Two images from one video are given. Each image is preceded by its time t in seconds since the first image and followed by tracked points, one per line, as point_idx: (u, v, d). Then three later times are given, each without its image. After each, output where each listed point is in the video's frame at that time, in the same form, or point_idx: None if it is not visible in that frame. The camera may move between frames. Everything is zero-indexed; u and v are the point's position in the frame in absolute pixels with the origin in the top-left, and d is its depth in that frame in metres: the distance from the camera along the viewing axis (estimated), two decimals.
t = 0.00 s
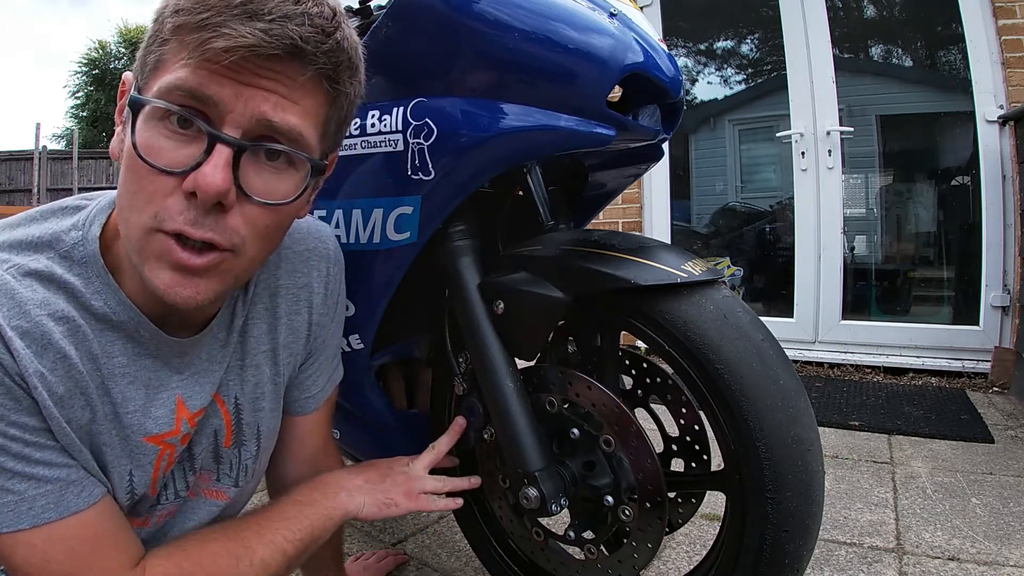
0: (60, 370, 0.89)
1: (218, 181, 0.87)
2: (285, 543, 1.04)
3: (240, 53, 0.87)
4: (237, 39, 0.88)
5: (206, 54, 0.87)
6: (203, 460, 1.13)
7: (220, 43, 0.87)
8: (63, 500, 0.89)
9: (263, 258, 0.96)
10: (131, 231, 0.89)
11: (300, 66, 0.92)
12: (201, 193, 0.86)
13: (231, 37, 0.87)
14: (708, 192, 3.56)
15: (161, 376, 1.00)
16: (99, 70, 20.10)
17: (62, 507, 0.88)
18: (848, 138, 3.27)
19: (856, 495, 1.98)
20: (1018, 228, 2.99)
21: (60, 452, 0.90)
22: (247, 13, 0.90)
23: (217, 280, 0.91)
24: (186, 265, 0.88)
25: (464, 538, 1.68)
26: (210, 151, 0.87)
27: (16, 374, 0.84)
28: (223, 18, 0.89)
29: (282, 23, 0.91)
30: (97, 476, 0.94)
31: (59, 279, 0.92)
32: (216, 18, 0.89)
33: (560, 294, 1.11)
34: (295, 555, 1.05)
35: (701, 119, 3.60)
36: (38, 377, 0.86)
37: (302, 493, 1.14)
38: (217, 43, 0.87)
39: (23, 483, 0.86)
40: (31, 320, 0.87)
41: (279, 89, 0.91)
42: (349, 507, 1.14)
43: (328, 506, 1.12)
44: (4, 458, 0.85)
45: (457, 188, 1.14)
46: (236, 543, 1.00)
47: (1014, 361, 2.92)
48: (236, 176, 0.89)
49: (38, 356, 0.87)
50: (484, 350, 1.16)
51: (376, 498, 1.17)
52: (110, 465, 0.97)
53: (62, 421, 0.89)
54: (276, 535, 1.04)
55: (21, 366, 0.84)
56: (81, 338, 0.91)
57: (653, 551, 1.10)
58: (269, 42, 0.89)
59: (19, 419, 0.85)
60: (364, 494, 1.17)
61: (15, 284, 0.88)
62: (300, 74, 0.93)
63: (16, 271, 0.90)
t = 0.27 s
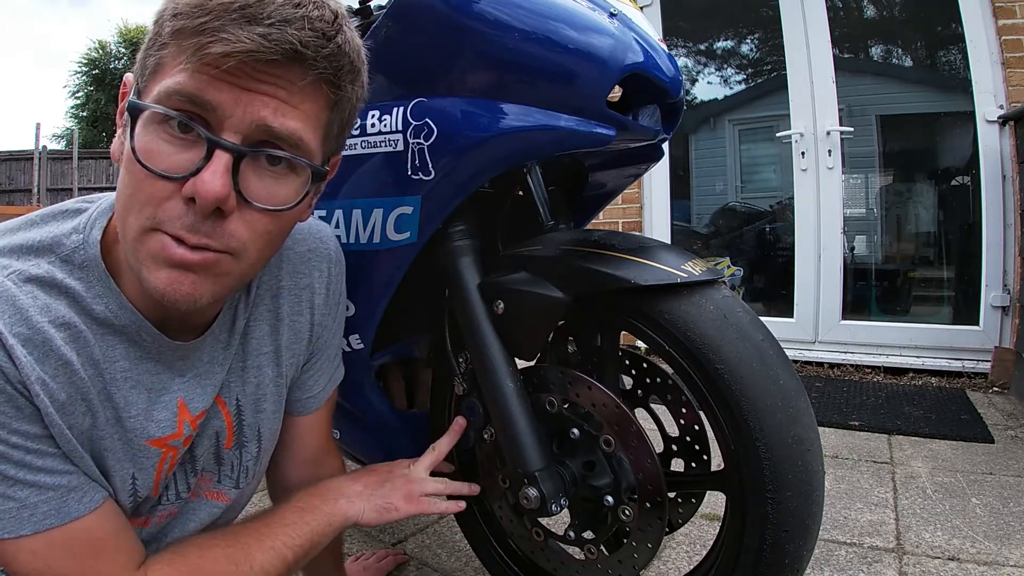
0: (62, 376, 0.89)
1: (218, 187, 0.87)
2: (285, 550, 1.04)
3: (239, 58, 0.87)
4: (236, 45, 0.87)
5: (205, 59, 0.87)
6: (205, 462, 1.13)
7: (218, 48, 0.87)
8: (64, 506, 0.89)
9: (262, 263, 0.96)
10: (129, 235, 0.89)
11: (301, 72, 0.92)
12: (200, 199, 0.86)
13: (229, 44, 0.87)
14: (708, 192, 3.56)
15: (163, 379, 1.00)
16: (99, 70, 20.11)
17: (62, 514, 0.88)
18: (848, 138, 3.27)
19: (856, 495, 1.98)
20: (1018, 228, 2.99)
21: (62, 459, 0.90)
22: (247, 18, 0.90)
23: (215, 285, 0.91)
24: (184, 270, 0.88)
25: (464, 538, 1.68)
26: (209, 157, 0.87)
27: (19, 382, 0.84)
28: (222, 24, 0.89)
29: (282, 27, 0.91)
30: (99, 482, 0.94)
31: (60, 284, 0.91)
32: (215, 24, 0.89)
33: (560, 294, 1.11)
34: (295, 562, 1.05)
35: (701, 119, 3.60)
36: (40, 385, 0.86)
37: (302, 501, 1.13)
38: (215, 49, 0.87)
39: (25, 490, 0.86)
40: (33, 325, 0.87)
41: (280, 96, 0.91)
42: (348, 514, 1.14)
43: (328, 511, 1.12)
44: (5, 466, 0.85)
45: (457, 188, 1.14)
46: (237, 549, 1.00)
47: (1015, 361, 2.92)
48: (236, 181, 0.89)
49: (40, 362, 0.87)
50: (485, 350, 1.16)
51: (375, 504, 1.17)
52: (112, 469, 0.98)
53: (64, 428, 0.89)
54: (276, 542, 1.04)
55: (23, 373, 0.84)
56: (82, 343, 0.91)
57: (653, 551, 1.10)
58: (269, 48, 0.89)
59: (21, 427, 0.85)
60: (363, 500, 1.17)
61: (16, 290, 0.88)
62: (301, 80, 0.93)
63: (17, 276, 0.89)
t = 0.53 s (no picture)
0: (54, 376, 0.89)
1: (321, 232, 0.89)
2: (279, 550, 1.03)
3: (349, 120, 0.86)
4: (312, 73, 0.83)
5: (279, 86, 0.82)
6: (204, 461, 1.13)
7: (334, 113, 0.84)
8: (55, 507, 0.89)
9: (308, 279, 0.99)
10: (207, 270, 0.86)
11: (374, 97, 0.88)
12: (304, 243, 0.88)
13: (303, 70, 0.83)
14: (708, 192, 3.56)
15: (160, 376, 1.00)
16: (99, 70, 20.11)
17: (52, 514, 0.89)
18: (848, 138, 3.27)
19: (856, 495, 1.98)
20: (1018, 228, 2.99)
21: (53, 459, 0.90)
22: (306, 34, 0.84)
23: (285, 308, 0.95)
24: (265, 300, 0.90)
25: (464, 538, 1.68)
26: (313, 203, 0.87)
27: (10, 381, 0.84)
28: (278, 36, 0.82)
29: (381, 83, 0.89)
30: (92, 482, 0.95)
31: (52, 285, 0.91)
32: (273, 37, 0.82)
33: (560, 294, 1.11)
34: (290, 562, 1.05)
35: (701, 119, 3.60)
36: (31, 383, 0.86)
37: (297, 501, 1.13)
38: (290, 76, 0.82)
39: (16, 490, 0.87)
40: (24, 326, 0.87)
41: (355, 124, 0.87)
42: (344, 514, 1.13)
43: (324, 512, 1.12)
44: None
45: (457, 188, 1.14)
46: (231, 551, 1.00)
47: (1014, 361, 2.92)
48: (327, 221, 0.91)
49: (31, 362, 0.87)
50: (484, 350, 1.16)
51: (372, 503, 1.17)
52: (107, 469, 0.98)
53: (55, 427, 0.89)
54: (270, 542, 1.03)
55: (13, 373, 0.84)
56: (76, 343, 0.91)
57: (653, 551, 1.10)
58: (372, 112, 0.88)
59: (11, 426, 0.86)
60: (360, 499, 1.17)
61: (8, 290, 0.88)
62: (374, 105, 0.89)
63: (10, 276, 0.90)
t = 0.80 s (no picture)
0: (44, 378, 0.89)
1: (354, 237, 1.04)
2: (277, 550, 1.04)
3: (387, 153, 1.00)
4: (382, 132, 0.97)
5: (360, 146, 0.96)
6: (196, 457, 1.13)
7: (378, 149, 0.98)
8: (48, 510, 0.89)
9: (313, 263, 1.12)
10: (270, 287, 0.96)
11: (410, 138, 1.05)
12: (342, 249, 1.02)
13: (382, 134, 0.97)
14: (708, 192, 3.56)
15: (151, 371, 1.00)
16: (99, 70, 20.11)
17: (46, 517, 0.89)
18: (848, 138, 3.27)
19: (856, 495, 1.98)
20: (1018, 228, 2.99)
21: (45, 462, 0.90)
22: (380, 99, 0.96)
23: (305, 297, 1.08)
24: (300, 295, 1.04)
25: (464, 538, 1.68)
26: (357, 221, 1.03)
27: None
28: (363, 105, 0.93)
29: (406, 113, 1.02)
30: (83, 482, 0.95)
31: (39, 285, 0.92)
32: (356, 105, 0.93)
33: (560, 294, 1.11)
34: (288, 561, 1.05)
35: (701, 119, 3.60)
36: (19, 387, 0.86)
37: (296, 500, 1.12)
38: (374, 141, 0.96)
39: (8, 494, 0.86)
40: (11, 329, 0.87)
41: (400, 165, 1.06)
42: (344, 513, 1.13)
43: (323, 511, 1.11)
44: None
45: (457, 188, 1.14)
46: (228, 549, 1.00)
47: (1015, 361, 2.92)
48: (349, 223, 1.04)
49: (20, 365, 0.87)
50: (484, 350, 1.16)
51: (372, 503, 1.17)
52: (99, 468, 0.98)
53: (46, 430, 0.89)
54: (268, 542, 1.03)
55: (2, 377, 0.84)
56: (64, 344, 0.91)
57: (653, 551, 1.10)
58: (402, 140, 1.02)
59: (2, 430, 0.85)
60: (359, 499, 1.16)
61: None
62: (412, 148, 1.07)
63: None
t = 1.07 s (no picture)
0: (43, 373, 0.89)
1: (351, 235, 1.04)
2: (275, 548, 1.03)
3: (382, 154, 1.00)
4: (377, 134, 0.97)
5: (353, 146, 0.95)
6: (193, 453, 1.13)
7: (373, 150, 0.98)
8: (46, 503, 0.89)
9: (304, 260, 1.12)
10: (268, 285, 0.96)
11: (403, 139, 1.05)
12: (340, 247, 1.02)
13: (378, 135, 0.97)
14: (708, 192, 3.56)
15: (150, 366, 1.00)
16: (99, 70, 20.11)
17: (44, 510, 0.88)
18: (848, 138, 3.27)
19: (857, 495, 1.98)
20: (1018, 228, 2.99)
21: (43, 456, 0.90)
22: (377, 102, 0.96)
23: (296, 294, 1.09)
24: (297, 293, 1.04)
25: (464, 538, 1.68)
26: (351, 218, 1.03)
27: None
28: (360, 107, 0.93)
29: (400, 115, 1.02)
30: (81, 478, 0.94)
31: (40, 282, 0.92)
32: (352, 106, 0.93)
33: (560, 294, 1.11)
34: (286, 560, 1.05)
35: (701, 119, 3.60)
36: (18, 381, 0.86)
37: (295, 499, 1.12)
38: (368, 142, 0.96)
39: (6, 486, 0.86)
40: (10, 324, 0.87)
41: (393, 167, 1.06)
42: (343, 511, 1.13)
43: (321, 510, 1.11)
44: None
45: (457, 188, 1.14)
46: (225, 547, 1.00)
47: (1015, 361, 2.92)
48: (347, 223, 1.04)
49: (20, 360, 0.87)
50: (484, 350, 1.16)
51: (371, 502, 1.16)
52: (98, 463, 0.98)
53: (45, 424, 0.89)
54: (266, 540, 1.03)
55: (3, 372, 0.84)
56: (65, 339, 0.91)
57: (653, 551, 1.10)
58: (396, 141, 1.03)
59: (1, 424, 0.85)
60: (358, 498, 1.16)
61: None
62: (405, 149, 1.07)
63: None
